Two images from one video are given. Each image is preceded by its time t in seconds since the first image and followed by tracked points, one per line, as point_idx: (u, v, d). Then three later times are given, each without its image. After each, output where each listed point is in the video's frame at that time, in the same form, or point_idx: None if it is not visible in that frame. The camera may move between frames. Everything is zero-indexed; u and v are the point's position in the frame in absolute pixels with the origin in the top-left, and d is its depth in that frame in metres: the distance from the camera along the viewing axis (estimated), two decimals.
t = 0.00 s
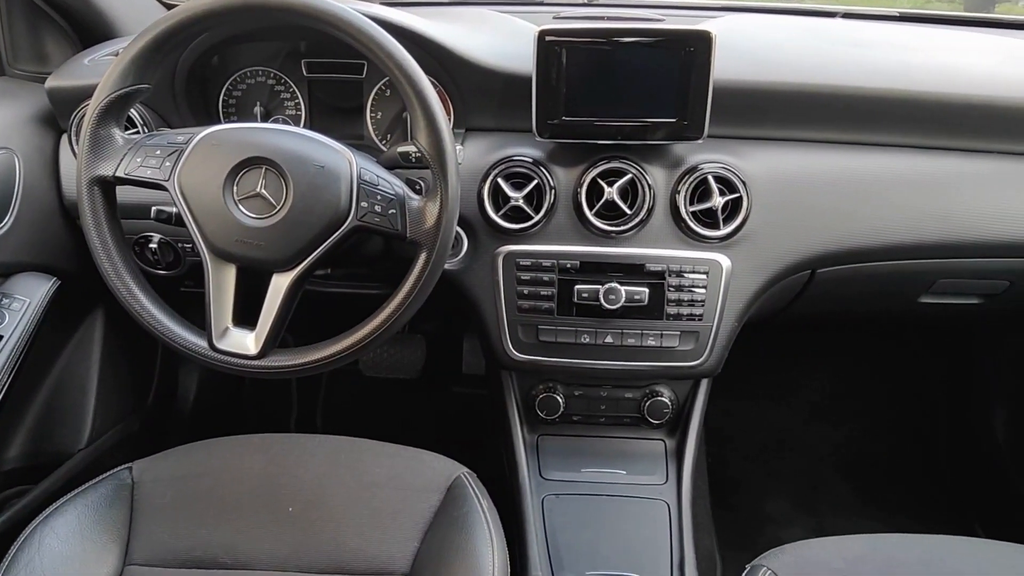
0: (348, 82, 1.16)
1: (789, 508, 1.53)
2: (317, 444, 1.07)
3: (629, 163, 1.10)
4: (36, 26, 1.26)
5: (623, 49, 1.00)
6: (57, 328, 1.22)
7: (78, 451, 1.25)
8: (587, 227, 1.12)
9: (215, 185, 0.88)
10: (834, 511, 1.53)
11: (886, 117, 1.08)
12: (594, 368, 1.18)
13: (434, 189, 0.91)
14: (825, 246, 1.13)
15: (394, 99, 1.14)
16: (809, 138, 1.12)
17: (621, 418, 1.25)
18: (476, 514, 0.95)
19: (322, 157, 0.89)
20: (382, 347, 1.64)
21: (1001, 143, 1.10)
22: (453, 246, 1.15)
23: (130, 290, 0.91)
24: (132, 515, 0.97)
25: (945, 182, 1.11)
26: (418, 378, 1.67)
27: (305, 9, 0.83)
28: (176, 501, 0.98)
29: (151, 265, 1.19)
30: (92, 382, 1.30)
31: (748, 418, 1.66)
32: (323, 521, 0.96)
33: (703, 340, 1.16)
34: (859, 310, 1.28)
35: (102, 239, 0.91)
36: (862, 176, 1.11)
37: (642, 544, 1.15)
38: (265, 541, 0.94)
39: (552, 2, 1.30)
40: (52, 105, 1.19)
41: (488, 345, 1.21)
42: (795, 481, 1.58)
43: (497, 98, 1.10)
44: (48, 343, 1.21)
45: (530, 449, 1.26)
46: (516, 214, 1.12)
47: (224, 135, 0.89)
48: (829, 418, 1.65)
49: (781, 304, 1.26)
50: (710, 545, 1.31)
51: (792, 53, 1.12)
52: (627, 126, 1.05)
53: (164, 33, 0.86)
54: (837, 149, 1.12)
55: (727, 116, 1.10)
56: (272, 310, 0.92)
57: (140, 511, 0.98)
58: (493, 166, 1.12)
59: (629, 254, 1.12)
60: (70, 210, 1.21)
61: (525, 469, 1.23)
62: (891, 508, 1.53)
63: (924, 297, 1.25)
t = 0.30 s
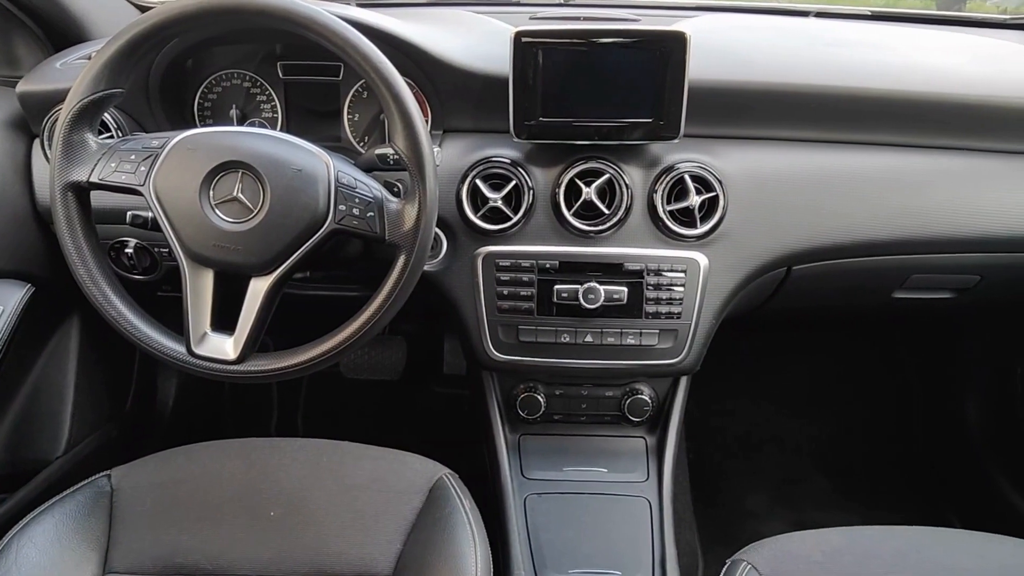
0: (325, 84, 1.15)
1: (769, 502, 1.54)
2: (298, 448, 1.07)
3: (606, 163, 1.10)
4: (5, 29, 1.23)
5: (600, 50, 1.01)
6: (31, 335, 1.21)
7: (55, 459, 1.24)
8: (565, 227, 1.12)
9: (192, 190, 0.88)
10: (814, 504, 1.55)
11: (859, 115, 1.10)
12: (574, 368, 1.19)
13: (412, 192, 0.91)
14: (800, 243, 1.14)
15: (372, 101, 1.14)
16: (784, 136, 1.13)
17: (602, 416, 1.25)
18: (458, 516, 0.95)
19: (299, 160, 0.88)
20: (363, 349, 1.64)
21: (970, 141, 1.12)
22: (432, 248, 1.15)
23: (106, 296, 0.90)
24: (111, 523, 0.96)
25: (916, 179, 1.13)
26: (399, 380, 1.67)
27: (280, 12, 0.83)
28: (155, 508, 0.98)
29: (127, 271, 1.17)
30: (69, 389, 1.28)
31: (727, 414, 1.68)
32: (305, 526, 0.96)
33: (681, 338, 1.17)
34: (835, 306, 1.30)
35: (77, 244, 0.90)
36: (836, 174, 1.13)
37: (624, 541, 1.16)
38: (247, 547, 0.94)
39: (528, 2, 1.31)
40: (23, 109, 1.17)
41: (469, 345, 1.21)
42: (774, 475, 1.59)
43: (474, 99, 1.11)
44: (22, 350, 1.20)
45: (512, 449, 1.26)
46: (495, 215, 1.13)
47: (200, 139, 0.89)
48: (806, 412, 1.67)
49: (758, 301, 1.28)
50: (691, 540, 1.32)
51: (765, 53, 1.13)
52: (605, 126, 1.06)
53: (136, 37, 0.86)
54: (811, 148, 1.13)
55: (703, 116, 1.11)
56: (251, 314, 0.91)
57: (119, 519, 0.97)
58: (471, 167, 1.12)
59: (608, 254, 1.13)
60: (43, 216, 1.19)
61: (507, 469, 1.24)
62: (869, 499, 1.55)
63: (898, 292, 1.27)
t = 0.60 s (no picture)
0: (299, 87, 1.15)
1: (749, 497, 1.56)
2: (278, 454, 1.06)
3: (583, 164, 1.11)
4: None
5: (575, 50, 1.01)
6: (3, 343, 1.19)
7: (29, 468, 1.22)
8: (543, 228, 1.12)
9: (165, 195, 0.87)
10: (793, 497, 1.56)
11: (831, 113, 1.11)
12: (554, 367, 1.19)
13: (388, 194, 0.91)
14: (776, 241, 1.15)
15: (347, 103, 1.14)
16: (758, 135, 1.14)
17: (582, 415, 1.26)
18: (439, 519, 0.95)
19: (273, 164, 0.88)
20: (343, 351, 1.63)
21: (940, 138, 1.14)
22: (410, 250, 1.15)
23: (79, 303, 0.89)
24: (88, 532, 0.95)
25: (889, 176, 1.14)
26: (379, 382, 1.67)
27: (252, 15, 0.82)
28: (133, 516, 0.97)
29: (101, 276, 1.17)
30: (43, 397, 1.27)
31: (706, 410, 1.69)
32: (285, 531, 0.95)
33: (660, 337, 1.18)
34: (811, 302, 1.31)
35: (48, 250, 0.89)
36: (810, 173, 1.14)
37: (605, 540, 1.17)
38: (226, 553, 0.93)
39: (504, 3, 1.31)
40: None
41: (448, 347, 1.21)
42: (754, 470, 1.61)
43: (450, 100, 1.10)
44: None
45: (493, 450, 1.26)
46: (472, 217, 1.13)
47: (172, 144, 0.88)
48: (784, 407, 1.69)
49: (735, 298, 1.29)
50: (672, 537, 1.33)
51: (739, 53, 1.14)
52: (581, 127, 1.06)
53: (106, 42, 0.85)
54: (785, 146, 1.14)
55: (678, 116, 1.12)
56: (227, 320, 0.91)
57: (96, 528, 0.96)
58: (448, 169, 1.12)
59: (586, 254, 1.13)
60: (13, 221, 1.15)
61: (489, 470, 1.24)
62: (847, 491, 1.56)
63: (872, 288, 1.28)
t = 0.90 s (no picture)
0: (275, 91, 1.14)
1: (729, 493, 1.57)
2: (259, 461, 1.06)
3: (561, 165, 1.11)
4: None
5: (551, 52, 1.01)
6: None
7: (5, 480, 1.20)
8: (522, 230, 1.13)
9: (139, 202, 0.86)
10: (773, 492, 1.57)
11: (806, 113, 1.13)
12: (535, 369, 1.19)
13: (367, 199, 0.91)
14: (752, 240, 1.16)
15: (324, 107, 1.13)
16: (733, 136, 1.15)
17: (564, 416, 1.26)
18: (422, 523, 0.95)
19: (250, 169, 0.87)
20: (323, 355, 1.63)
21: (913, 137, 1.16)
22: (389, 253, 1.15)
23: (53, 312, 0.88)
24: (65, 543, 0.94)
25: (863, 175, 1.15)
26: (360, 385, 1.66)
27: (225, 20, 0.82)
28: (112, 526, 0.96)
29: (76, 284, 1.15)
30: (18, 406, 1.25)
31: (686, 408, 1.70)
32: (266, 537, 0.95)
33: (639, 337, 1.19)
34: (788, 299, 1.32)
35: (20, 258, 0.88)
36: (785, 172, 1.15)
37: (588, 540, 1.17)
38: (207, 561, 0.92)
39: (480, 5, 1.31)
40: None
41: (429, 350, 1.21)
42: (734, 467, 1.62)
43: (427, 103, 1.10)
44: None
45: (474, 452, 1.26)
46: (451, 220, 1.12)
47: (147, 150, 0.87)
48: (763, 404, 1.70)
49: (713, 297, 1.30)
50: (654, 536, 1.34)
51: (714, 54, 1.15)
52: (558, 128, 1.07)
53: (77, 47, 0.84)
54: (760, 146, 1.15)
55: (655, 117, 1.12)
56: (205, 327, 0.90)
57: (74, 538, 0.95)
58: (426, 172, 1.12)
59: (565, 255, 1.13)
60: None
61: (471, 472, 1.24)
62: (826, 485, 1.58)
63: (847, 284, 1.29)
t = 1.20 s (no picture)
0: (249, 94, 1.13)
1: (710, 491, 1.58)
2: (237, 470, 1.05)
3: (538, 167, 1.11)
4: None
5: (526, 54, 1.01)
6: None
7: None
8: (500, 232, 1.12)
9: (110, 209, 0.85)
10: (753, 489, 1.58)
11: (781, 112, 1.13)
12: (515, 371, 1.19)
13: (343, 204, 0.90)
14: (730, 239, 1.17)
15: (299, 111, 1.12)
16: (709, 136, 1.15)
17: (544, 418, 1.26)
18: (404, 529, 0.94)
19: (224, 175, 0.86)
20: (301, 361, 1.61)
21: (886, 135, 1.17)
22: (366, 258, 1.14)
23: (22, 322, 0.86)
24: (39, 558, 0.92)
25: (838, 173, 1.16)
26: (339, 390, 1.65)
27: (196, 24, 0.81)
28: (86, 539, 0.94)
29: (47, 293, 1.13)
30: None
31: (666, 406, 1.71)
32: (246, 547, 0.93)
33: (619, 337, 1.19)
34: (765, 297, 1.33)
35: None
36: (761, 171, 1.16)
37: (570, 542, 1.17)
38: (185, 572, 0.91)
39: (455, 7, 1.30)
40: None
41: (408, 354, 1.21)
42: (714, 465, 1.63)
43: (403, 107, 1.09)
44: None
45: (455, 456, 1.26)
46: (429, 223, 1.12)
47: (117, 157, 0.86)
48: (742, 402, 1.71)
49: (691, 297, 1.30)
50: (636, 535, 1.34)
51: (689, 55, 1.15)
52: (535, 130, 1.06)
53: (44, 52, 0.82)
54: (736, 146, 1.16)
55: (631, 118, 1.12)
56: (179, 336, 0.89)
57: (48, 553, 0.93)
58: (403, 175, 1.11)
59: (543, 257, 1.13)
60: None
61: (452, 476, 1.24)
62: (805, 481, 1.59)
63: (824, 282, 1.30)
